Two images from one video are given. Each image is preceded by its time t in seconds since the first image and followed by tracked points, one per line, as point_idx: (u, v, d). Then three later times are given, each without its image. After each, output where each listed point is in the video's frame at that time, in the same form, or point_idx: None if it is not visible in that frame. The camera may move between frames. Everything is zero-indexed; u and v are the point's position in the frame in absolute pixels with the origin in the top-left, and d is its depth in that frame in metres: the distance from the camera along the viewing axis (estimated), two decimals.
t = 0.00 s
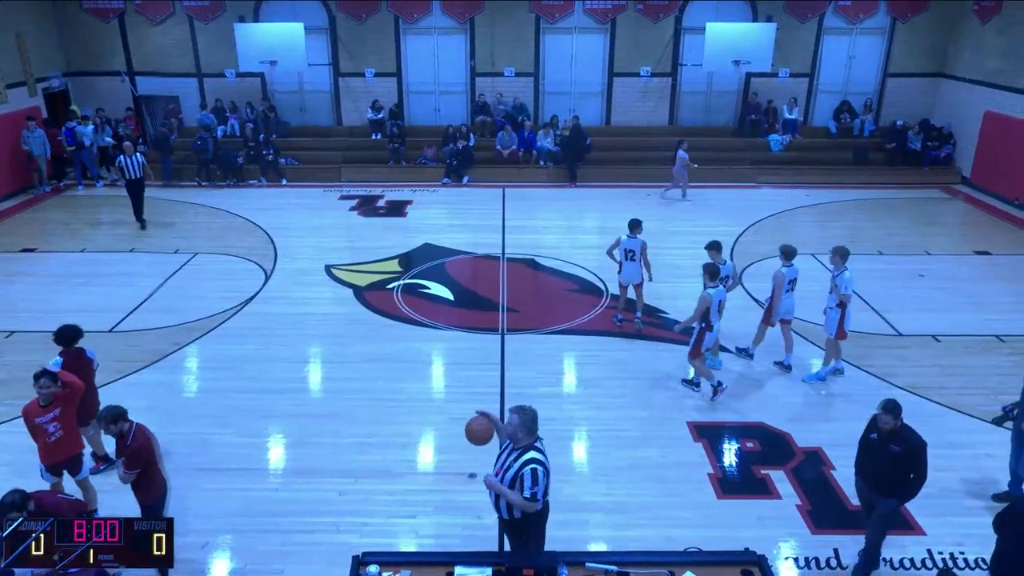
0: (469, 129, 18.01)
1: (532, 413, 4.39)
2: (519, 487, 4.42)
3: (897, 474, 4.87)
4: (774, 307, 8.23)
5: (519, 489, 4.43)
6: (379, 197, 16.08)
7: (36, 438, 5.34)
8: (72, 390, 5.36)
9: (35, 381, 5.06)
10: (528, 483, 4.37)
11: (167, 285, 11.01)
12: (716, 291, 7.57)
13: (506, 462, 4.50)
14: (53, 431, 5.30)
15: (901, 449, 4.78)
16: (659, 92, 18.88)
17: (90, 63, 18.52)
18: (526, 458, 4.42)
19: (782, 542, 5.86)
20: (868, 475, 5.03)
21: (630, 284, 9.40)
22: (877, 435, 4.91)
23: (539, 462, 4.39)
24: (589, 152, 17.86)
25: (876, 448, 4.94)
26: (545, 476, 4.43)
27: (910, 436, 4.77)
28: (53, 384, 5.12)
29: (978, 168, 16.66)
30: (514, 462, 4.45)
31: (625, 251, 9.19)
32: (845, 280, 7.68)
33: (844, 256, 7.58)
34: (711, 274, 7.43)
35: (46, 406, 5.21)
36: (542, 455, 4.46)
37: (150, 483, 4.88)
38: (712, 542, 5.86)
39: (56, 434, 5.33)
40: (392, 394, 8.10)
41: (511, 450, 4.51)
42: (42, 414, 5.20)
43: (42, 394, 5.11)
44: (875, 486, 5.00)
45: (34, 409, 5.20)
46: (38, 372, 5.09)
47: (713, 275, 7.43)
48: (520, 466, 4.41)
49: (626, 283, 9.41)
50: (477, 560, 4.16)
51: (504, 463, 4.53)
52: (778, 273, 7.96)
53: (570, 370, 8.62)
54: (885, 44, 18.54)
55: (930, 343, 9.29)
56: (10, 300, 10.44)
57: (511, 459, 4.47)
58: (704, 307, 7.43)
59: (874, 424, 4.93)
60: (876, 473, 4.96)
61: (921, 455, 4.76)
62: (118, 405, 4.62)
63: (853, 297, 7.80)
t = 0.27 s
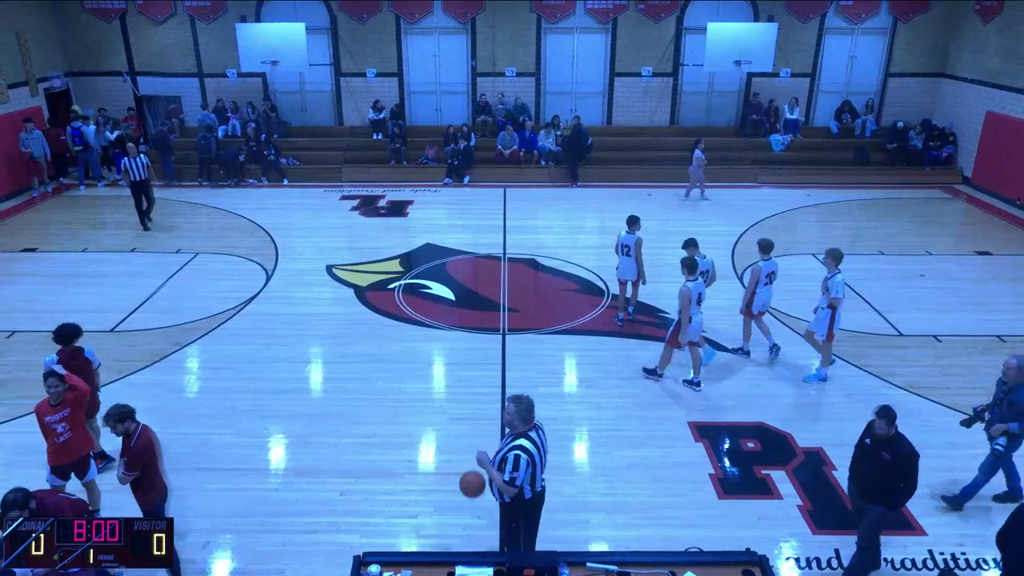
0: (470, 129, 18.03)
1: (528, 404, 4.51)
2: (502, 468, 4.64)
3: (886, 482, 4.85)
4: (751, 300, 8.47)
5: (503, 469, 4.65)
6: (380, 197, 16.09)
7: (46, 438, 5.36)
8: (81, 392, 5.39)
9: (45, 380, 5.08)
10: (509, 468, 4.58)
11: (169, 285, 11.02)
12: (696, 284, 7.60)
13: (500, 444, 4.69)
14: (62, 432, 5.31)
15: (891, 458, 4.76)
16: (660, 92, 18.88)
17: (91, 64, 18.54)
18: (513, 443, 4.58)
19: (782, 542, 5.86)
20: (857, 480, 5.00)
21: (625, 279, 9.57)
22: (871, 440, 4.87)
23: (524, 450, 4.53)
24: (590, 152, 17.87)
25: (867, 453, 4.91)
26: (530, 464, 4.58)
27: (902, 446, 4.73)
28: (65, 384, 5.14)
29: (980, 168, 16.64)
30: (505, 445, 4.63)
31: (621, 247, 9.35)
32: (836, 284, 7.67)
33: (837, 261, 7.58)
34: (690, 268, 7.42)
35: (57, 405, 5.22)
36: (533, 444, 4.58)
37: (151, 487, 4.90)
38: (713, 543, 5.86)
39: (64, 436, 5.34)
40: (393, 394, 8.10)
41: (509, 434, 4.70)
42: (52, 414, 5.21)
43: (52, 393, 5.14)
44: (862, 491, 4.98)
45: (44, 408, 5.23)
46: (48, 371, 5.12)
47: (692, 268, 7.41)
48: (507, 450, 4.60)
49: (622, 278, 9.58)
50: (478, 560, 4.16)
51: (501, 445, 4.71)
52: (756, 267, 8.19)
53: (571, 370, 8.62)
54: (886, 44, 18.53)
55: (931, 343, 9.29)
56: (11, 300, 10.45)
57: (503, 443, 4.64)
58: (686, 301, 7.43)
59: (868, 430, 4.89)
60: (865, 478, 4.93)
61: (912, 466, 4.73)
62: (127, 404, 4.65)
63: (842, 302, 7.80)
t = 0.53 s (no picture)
0: (480, 129, 18.03)
1: (531, 393, 4.56)
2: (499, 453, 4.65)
3: (889, 491, 4.73)
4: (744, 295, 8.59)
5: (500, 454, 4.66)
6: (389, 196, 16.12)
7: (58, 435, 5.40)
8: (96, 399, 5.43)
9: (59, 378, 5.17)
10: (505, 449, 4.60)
11: (179, 283, 11.08)
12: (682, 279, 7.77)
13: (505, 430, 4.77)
14: (74, 430, 5.35)
15: (891, 466, 4.64)
16: (671, 92, 18.83)
17: (105, 63, 18.68)
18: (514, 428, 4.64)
19: (792, 545, 5.83)
20: (860, 489, 4.89)
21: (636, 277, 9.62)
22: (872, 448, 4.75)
23: (518, 438, 4.55)
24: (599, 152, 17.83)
25: (868, 461, 4.79)
26: (525, 452, 4.59)
27: (902, 454, 4.61)
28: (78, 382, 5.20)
29: (993, 170, 16.50)
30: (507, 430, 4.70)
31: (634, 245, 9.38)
32: (831, 287, 7.65)
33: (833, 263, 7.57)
34: (675, 265, 7.68)
35: (71, 403, 5.28)
36: (530, 433, 4.59)
37: (161, 490, 4.88)
38: (721, 545, 5.84)
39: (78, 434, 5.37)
40: (402, 394, 8.11)
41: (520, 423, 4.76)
42: (65, 411, 5.27)
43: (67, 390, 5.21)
44: (865, 499, 4.87)
45: (58, 404, 5.28)
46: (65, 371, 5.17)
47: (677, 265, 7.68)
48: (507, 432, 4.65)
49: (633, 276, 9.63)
50: (485, 559, 4.16)
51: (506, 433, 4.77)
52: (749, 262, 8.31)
53: (579, 370, 8.61)
54: (899, 45, 18.41)
55: (943, 346, 9.22)
56: (24, 298, 10.54)
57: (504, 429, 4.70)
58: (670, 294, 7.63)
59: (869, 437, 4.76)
60: (868, 487, 4.81)
61: (912, 474, 4.62)
62: (148, 405, 4.69)
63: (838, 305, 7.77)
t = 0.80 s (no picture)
0: (495, 130, 18.05)
1: (532, 384, 4.57)
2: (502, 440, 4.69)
3: (899, 502, 4.51)
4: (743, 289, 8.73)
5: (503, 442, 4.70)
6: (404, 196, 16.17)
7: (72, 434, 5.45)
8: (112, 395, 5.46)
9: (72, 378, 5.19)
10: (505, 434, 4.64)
11: (196, 281, 11.18)
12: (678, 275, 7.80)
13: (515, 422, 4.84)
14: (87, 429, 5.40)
15: (899, 476, 4.42)
16: (687, 92, 18.74)
17: (124, 63, 18.86)
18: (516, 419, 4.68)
19: (806, 549, 5.78)
20: (867, 502, 4.65)
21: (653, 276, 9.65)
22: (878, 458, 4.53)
23: (515, 428, 4.55)
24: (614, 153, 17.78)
25: (875, 472, 4.56)
26: (521, 443, 4.59)
27: (910, 463, 4.40)
28: (89, 380, 5.21)
29: (1014, 172, 16.28)
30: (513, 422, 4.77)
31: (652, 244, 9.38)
32: (826, 284, 7.61)
33: (832, 261, 7.48)
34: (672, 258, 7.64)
35: (84, 401, 5.32)
36: (529, 425, 4.58)
37: (177, 488, 4.89)
38: (734, 548, 5.81)
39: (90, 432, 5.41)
40: (415, 393, 8.13)
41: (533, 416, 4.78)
42: (79, 409, 5.31)
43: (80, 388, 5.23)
44: (874, 513, 4.63)
45: (71, 402, 5.32)
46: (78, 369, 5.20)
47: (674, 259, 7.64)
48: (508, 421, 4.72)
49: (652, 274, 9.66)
50: (496, 559, 4.16)
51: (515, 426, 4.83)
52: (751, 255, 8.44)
53: (593, 371, 8.60)
54: (919, 46, 18.22)
55: (961, 350, 9.11)
56: (43, 294, 10.67)
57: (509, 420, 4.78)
58: (664, 288, 7.71)
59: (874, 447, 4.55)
60: (876, 500, 4.59)
61: (923, 483, 4.39)
62: (169, 402, 4.73)
63: (834, 303, 7.72)
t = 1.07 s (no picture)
0: (512, 130, 18.06)
1: (530, 377, 4.83)
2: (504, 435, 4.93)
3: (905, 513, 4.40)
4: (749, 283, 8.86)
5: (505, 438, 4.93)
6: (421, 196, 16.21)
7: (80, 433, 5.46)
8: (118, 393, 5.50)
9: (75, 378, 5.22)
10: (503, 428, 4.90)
11: (215, 279, 11.29)
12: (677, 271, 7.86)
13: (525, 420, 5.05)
14: (93, 427, 5.40)
15: (907, 488, 4.30)
16: (705, 93, 18.64)
17: (146, 62, 19.07)
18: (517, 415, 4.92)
19: (821, 554, 5.73)
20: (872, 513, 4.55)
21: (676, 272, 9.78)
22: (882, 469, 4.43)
23: (511, 420, 4.82)
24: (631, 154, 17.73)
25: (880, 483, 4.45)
26: (516, 435, 4.83)
27: (918, 475, 4.26)
28: (94, 378, 5.25)
29: None
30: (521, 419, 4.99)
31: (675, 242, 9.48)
32: (824, 281, 7.64)
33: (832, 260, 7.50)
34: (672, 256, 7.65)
35: (90, 399, 5.35)
36: (524, 418, 4.82)
37: (192, 483, 4.93)
38: (748, 552, 5.77)
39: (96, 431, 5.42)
40: (430, 392, 8.16)
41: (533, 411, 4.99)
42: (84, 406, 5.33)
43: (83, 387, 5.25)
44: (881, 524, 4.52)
45: (77, 400, 5.35)
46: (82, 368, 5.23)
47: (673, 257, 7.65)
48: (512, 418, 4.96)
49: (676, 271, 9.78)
50: (509, 559, 4.17)
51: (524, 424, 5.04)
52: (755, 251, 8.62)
53: (608, 372, 8.58)
54: (941, 47, 18.01)
55: (983, 356, 8.99)
56: (65, 290, 10.83)
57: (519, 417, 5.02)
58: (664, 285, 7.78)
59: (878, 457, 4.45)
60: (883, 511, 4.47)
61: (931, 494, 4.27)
62: (190, 398, 4.76)
63: (832, 301, 7.73)
